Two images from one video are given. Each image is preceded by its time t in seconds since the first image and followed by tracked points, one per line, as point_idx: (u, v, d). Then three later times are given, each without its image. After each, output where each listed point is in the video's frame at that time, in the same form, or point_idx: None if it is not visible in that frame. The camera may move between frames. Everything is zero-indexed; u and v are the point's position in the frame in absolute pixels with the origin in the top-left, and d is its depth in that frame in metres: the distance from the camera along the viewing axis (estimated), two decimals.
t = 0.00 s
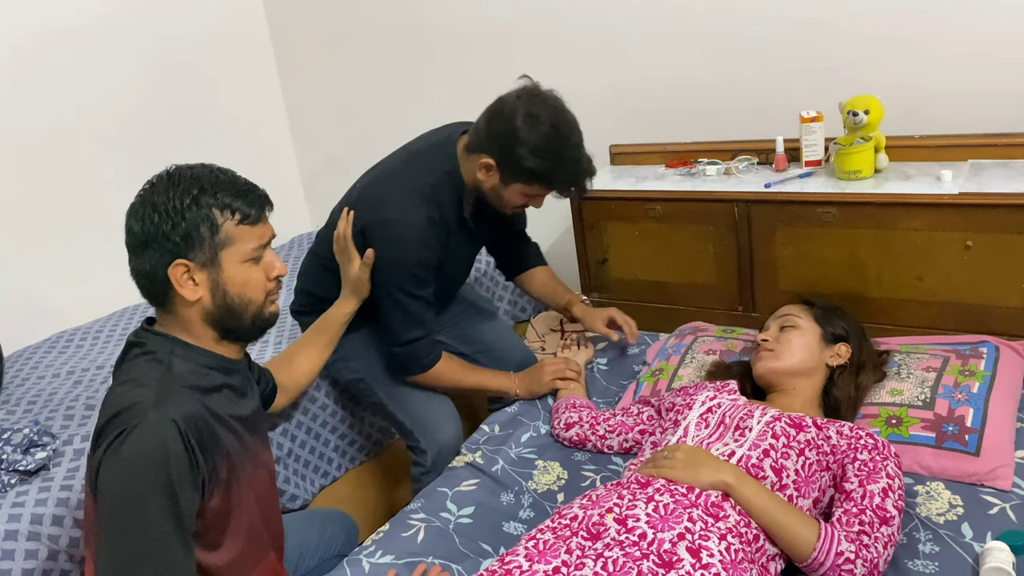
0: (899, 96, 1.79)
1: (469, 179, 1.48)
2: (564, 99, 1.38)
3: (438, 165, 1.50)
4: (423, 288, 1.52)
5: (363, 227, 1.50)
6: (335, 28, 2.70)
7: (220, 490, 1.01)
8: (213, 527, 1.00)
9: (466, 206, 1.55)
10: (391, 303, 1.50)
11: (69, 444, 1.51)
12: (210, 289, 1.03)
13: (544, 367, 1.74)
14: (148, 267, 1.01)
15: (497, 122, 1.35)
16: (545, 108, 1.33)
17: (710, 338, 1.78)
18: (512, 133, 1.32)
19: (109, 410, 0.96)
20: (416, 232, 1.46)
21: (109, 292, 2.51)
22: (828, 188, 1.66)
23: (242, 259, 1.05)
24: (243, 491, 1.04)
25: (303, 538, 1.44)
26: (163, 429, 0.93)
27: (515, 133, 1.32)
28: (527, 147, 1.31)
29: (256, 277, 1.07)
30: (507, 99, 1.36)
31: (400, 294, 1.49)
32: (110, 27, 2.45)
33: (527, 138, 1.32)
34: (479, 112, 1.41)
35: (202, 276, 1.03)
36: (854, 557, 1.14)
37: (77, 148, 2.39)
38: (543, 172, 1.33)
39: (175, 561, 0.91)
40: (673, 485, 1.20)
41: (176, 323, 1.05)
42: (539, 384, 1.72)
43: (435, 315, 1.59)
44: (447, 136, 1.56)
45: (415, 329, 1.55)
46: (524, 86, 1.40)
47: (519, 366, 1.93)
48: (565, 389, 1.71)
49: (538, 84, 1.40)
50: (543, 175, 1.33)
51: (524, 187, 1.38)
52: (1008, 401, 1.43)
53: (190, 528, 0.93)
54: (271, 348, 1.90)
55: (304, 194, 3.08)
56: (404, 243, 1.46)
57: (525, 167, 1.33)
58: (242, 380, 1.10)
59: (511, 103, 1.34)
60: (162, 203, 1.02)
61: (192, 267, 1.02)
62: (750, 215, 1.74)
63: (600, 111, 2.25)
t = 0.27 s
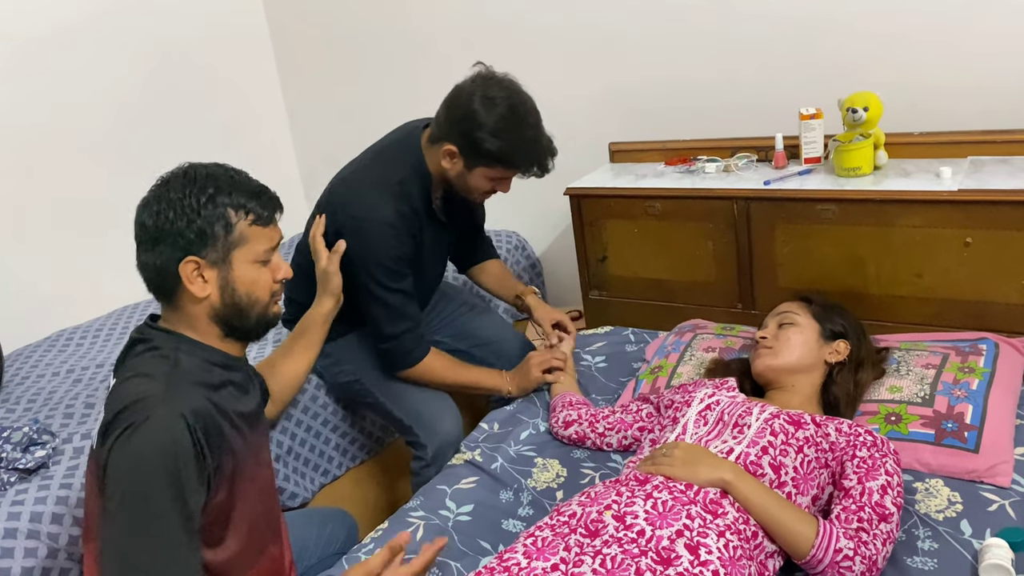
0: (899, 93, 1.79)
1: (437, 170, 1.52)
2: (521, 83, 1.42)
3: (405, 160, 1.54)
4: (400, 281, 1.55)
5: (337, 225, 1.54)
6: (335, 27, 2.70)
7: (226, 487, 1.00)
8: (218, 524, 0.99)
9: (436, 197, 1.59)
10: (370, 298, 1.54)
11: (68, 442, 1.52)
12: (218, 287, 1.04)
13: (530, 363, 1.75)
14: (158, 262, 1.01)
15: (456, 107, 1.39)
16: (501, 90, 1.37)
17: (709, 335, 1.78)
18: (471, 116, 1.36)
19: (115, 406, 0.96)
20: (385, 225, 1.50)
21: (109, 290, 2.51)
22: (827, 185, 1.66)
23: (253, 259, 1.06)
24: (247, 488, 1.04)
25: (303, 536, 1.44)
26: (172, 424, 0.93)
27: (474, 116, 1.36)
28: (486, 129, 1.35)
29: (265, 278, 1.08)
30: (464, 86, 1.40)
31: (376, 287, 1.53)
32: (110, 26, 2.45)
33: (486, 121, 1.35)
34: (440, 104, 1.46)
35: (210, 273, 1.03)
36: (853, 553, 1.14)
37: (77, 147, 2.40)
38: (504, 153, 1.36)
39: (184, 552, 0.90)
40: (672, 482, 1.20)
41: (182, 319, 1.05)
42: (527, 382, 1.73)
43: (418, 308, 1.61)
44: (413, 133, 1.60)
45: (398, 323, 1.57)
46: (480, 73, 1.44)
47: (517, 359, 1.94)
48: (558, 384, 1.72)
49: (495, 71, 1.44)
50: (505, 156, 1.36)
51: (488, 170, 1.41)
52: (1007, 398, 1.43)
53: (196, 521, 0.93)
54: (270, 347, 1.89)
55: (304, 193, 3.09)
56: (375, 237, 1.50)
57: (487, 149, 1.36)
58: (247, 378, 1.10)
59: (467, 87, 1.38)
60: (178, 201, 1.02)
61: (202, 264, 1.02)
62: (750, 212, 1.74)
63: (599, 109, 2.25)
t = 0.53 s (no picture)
0: (898, 92, 1.79)
1: (434, 172, 1.53)
2: (517, 85, 1.43)
3: (401, 162, 1.55)
4: (398, 282, 1.56)
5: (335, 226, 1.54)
6: (334, 26, 2.70)
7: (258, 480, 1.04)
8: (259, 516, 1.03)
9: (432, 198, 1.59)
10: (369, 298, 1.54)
11: (68, 442, 1.52)
12: (244, 298, 1.04)
13: (528, 370, 1.78)
14: (189, 263, 1.01)
15: (450, 110, 1.40)
16: (495, 92, 1.37)
17: (707, 334, 1.78)
18: (465, 119, 1.36)
19: (148, 413, 0.96)
20: (383, 226, 1.51)
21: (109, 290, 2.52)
22: (825, 184, 1.66)
23: (283, 276, 1.06)
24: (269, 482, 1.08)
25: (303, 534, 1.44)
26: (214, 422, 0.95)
27: (468, 118, 1.36)
28: (481, 131, 1.35)
29: (289, 296, 1.08)
30: (458, 88, 1.40)
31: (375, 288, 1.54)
32: (109, 26, 2.45)
33: (481, 123, 1.36)
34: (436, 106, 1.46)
35: (242, 282, 1.03)
36: (852, 553, 1.14)
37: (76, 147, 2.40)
38: (499, 155, 1.36)
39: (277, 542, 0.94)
40: (670, 482, 1.21)
41: (202, 322, 1.05)
42: (525, 390, 1.77)
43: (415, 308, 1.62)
44: (410, 135, 1.60)
45: (399, 324, 1.58)
46: (475, 75, 1.45)
47: (516, 356, 1.97)
48: (555, 386, 1.74)
49: (490, 73, 1.44)
50: (501, 157, 1.36)
51: (484, 172, 1.41)
52: (1005, 397, 1.43)
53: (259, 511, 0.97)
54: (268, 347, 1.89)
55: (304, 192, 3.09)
56: (372, 238, 1.50)
57: (484, 152, 1.36)
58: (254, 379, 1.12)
59: (461, 90, 1.39)
60: (220, 206, 1.02)
61: (233, 273, 1.02)
62: (749, 211, 1.74)
63: (598, 108, 2.25)
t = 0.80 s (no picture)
0: (897, 90, 1.79)
1: (439, 176, 1.52)
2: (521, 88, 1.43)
3: (407, 164, 1.53)
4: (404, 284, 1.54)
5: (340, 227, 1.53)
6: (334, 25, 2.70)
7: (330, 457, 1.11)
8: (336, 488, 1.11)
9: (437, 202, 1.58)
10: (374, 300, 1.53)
11: (67, 441, 1.52)
12: (322, 327, 1.05)
13: (529, 372, 1.78)
14: (274, 285, 1.02)
15: (456, 113, 1.40)
16: (500, 94, 1.37)
17: (707, 332, 1.78)
18: (471, 121, 1.36)
19: (214, 433, 0.99)
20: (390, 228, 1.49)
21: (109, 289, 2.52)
22: (824, 183, 1.66)
23: (363, 310, 1.06)
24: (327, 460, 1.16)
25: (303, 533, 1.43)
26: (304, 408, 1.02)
27: (473, 121, 1.36)
28: (486, 133, 1.35)
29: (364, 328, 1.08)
30: (463, 93, 1.40)
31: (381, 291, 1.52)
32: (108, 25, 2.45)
33: (486, 126, 1.36)
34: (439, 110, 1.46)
35: (323, 313, 1.04)
36: (850, 551, 1.14)
37: (76, 146, 2.40)
38: (504, 157, 1.36)
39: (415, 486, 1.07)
40: (669, 479, 1.20)
41: (277, 340, 1.07)
42: (526, 392, 1.77)
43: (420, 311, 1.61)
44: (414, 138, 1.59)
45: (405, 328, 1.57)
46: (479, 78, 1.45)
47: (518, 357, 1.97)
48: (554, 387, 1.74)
49: (493, 76, 1.44)
50: (507, 160, 1.36)
51: (490, 176, 1.41)
52: (1004, 395, 1.43)
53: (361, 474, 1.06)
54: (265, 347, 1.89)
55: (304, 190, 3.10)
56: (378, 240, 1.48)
57: (489, 154, 1.36)
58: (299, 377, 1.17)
59: (466, 94, 1.39)
60: (311, 234, 1.03)
61: (315, 302, 1.03)
62: (748, 209, 1.74)
63: (597, 106, 2.25)
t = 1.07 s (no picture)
0: (896, 89, 1.79)
1: (444, 181, 1.52)
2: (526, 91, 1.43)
3: (410, 167, 1.54)
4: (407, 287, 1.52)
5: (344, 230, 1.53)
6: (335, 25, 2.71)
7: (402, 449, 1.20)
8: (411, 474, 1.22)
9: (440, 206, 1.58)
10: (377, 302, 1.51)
11: (67, 440, 1.53)
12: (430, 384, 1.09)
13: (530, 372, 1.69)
14: (405, 334, 1.06)
15: (460, 114, 1.40)
16: (504, 97, 1.38)
17: (706, 332, 1.78)
18: (474, 121, 1.37)
19: (333, 464, 1.03)
20: (393, 229, 1.48)
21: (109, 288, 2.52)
22: (824, 182, 1.66)
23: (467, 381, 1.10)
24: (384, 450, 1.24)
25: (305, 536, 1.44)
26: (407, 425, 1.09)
27: (477, 122, 1.37)
28: (490, 134, 1.35)
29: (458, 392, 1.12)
30: (468, 94, 1.41)
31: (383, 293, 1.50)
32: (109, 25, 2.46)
33: (490, 126, 1.36)
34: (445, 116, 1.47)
35: (439, 377, 1.08)
36: (850, 550, 1.14)
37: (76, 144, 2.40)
38: (508, 158, 1.36)
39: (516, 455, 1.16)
40: (668, 479, 1.20)
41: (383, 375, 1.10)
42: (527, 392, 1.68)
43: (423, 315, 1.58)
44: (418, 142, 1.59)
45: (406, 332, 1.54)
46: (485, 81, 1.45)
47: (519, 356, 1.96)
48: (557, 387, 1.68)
49: (498, 79, 1.45)
50: (512, 160, 1.36)
51: (494, 177, 1.41)
52: (1004, 395, 1.44)
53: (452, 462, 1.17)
54: (263, 346, 1.89)
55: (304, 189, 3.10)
56: (380, 242, 1.48)
57: (493, 155, 1.36)
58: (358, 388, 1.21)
59: (471, 95, 1.40)
60: (460, 307, 1.05)
61: (434, 363, 1.06)
62: (748, 208, 1.74)
63: (597, 105, 2.25)
